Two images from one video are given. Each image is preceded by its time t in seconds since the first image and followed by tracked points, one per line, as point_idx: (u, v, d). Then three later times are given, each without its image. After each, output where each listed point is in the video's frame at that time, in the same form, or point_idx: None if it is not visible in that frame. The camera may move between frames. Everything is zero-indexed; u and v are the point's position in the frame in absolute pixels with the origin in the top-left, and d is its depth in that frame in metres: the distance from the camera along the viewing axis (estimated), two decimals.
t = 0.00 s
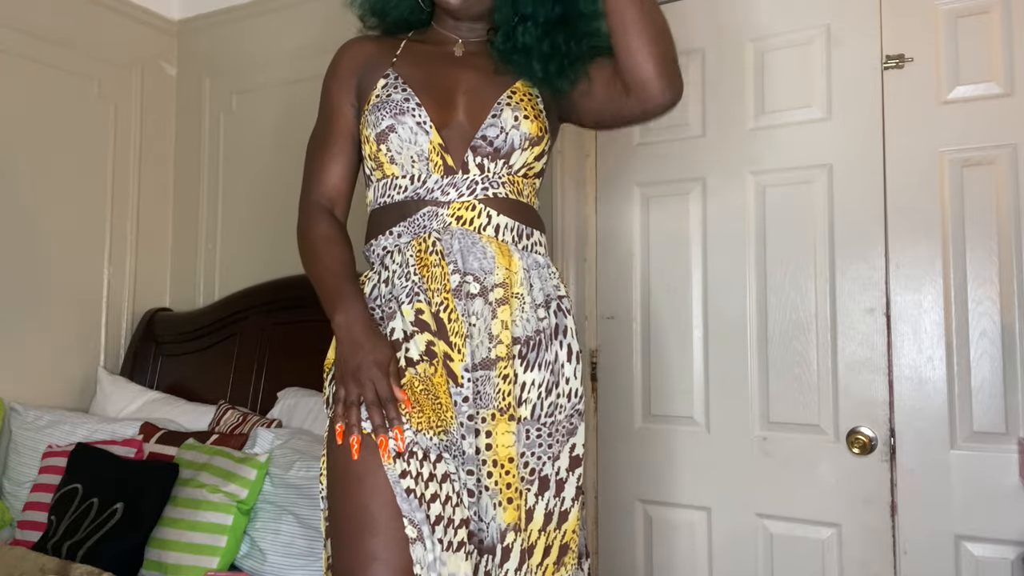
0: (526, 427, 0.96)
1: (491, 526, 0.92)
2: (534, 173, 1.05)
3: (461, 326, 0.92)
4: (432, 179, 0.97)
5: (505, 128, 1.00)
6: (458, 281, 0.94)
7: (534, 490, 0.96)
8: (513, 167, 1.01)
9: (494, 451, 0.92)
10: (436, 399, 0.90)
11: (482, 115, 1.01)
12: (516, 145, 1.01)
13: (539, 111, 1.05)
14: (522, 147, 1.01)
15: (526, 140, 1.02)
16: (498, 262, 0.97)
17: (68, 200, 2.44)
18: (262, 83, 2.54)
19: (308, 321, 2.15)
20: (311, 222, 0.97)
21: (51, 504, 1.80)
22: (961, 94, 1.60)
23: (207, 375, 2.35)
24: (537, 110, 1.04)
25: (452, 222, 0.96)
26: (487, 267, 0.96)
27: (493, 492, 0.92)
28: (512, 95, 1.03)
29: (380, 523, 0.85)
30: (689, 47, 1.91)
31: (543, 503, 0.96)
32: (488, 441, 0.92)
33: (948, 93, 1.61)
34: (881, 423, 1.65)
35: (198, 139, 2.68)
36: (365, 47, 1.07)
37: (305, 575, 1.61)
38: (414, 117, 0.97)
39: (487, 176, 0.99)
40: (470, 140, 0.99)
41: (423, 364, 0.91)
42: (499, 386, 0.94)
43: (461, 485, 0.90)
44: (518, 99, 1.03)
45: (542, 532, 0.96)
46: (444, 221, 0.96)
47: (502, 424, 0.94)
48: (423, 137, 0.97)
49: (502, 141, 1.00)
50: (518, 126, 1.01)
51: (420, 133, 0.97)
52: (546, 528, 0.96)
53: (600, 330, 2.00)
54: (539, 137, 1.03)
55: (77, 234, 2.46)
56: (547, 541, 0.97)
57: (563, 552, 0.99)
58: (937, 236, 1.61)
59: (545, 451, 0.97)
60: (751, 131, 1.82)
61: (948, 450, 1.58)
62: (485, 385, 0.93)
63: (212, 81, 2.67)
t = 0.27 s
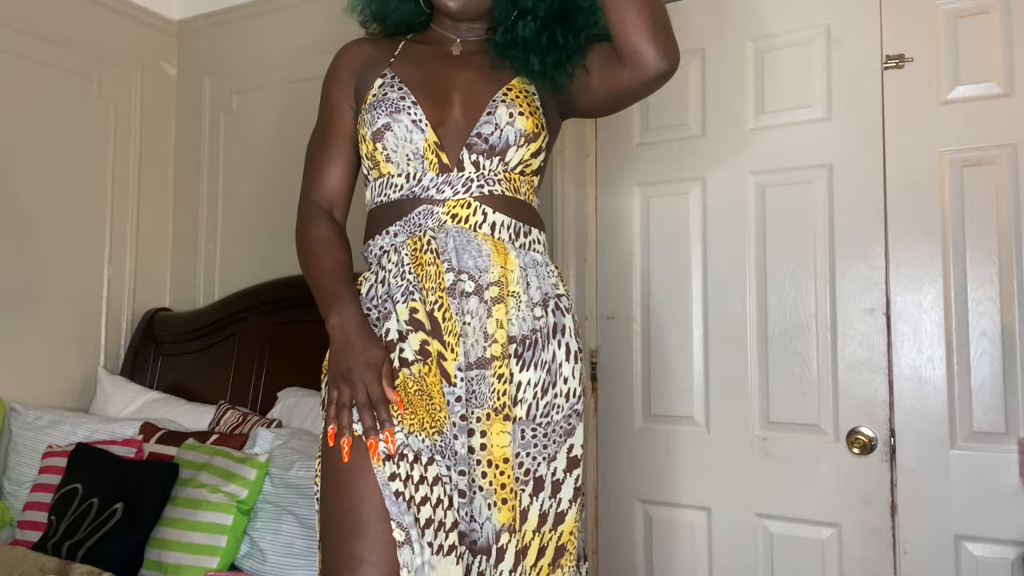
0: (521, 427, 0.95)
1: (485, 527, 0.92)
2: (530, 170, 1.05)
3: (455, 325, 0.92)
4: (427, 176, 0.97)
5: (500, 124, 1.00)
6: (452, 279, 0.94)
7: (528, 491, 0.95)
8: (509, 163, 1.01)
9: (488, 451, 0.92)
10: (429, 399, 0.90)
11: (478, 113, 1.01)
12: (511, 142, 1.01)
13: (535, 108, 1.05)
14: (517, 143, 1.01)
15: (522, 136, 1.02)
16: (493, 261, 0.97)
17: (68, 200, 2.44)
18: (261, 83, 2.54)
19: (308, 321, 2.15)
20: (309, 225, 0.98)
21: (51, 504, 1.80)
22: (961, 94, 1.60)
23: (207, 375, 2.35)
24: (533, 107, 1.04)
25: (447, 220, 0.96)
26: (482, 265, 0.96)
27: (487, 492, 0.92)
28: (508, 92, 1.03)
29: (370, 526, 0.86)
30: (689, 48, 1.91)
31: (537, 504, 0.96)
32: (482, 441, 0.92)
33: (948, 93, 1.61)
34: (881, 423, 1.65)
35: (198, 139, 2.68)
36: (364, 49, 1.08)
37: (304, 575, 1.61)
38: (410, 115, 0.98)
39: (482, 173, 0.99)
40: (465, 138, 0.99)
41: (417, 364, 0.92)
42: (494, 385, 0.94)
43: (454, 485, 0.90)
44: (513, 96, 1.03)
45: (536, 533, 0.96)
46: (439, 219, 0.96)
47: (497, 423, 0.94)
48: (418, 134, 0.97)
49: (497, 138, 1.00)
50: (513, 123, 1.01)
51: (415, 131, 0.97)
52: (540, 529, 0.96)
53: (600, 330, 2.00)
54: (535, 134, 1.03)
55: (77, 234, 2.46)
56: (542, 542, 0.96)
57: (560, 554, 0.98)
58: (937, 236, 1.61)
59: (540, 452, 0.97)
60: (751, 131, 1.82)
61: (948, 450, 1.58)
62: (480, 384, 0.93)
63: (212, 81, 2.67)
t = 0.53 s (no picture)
0: (518, 427, 0.95)
1: (483, 528, 0.92)
2: (528, 170, 1.04)
3: (452, 325, 0.92)
4: (425, 176, 0.97)
5: (497, 124, 1.00)
6: (450, 279, 0.94)
7: (526, 492, 0.95)
8: (507, 163, 1.01)
9: (487, 451, 0.92)
10: (426, 400, 0.91)
11: (475, 113, 1.01)
12: (509, 141, 1.00)
13: (533, 108, 1.05)
14: (515, 143, 1.01)
15: (519, 136, 1.02)
16: (492, 260, 0.97)
17: (68, 200, 2.44)
18: (261, 83, 2.54)
19: (308, 321, 2.15)
20: (308, 228, 0.98)
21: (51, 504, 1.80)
22: (960, 95, 1.60)
23: (207, 375, 2.35)
24: (531, 107, 1.04)
25: (445, 220, 0.96)
26: (481, 265, 0.96)
27: (485, 494, 0.92)
28: (506, 93, 1.03)
29: (370, 531, 0.86)
30: (689, 47, 1.91)
31: (535, 506, 0.96)
32: (481, 441, 0.92)
33: (948, 93, 1.62)
34: (881, 423, 1.65)
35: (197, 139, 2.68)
36: (360, 52, 1.08)
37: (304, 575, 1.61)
38: (406, 115, 0.98)
39: (480, 172, 0.98)
40: (463, 138, 0.99)
41: (414, 365, 0.91)
42: (492, 386, 0.94)
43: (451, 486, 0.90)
44: (511, 96, 1.03)
45: (535, 535, 0.96)
46: (436, 219, 0.96)
47: (495, 424, 0.94)
48: (415, 134, 0.97)
49: (495, 138, 1.00)
50: (510, 122, 1.01)
51: (412, 131, 0.97)
52: (539, 530, 0.96)
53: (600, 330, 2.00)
54: (533, 134, 1.03)
55: (77, 234, 2.46)
56: (541, 543, 0.96)
57: (559, 555, 0.98)
58: (937, 236, 1.61)
59: (539, 452, 0.96)
60: (751, 131, 1.82)
61: (948, 450, 1.58)
62: (478, 384, 0.93)
63: (212, 81, 2.67)
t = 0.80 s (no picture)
0: (519, 428, 0.95)
1: (484, 530, 0.92)
2: (528, 169, 1.04)
3: (452, 327, 0.93)
4: (425, 176, 0.97)
5: (498, 124, 1.00)
6: (449, 280, 0.94)
7: (527, 493, 0.95)
8: (507, 163, 1.01)
9: (487, 452, 0.93)
10: (425, 401, 0.91)
11: (476, 113, 1.01)
12: (509, 142, 1.00)
13: (534, 108, 1.04)
14: (515, 143, 1.01)
15: (520, 136, 1.01)
16: (491, 260, 0.96)
17: (67, 200, 2.43)
18: (261, 83, 2.54)
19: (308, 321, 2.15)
20: (305, 228, 0.98)
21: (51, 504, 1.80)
22: (960, 95, 1.60)
23: (207, 375, 2.35)
24: (532, 106, 1.04)
25: (444, 220, 0.96)
26: (481, 266, 0.96)
27: (486, 495, 0.92)
28: (506, 92, 1.03)
29: (371, 533, 0.86)
30: (689, 47, 1.91)
31: (536, 506, 0.96)
32: (481, 442, 0.92)
33: (948, 93, 1.61)
34: (881, 423, 1.65)
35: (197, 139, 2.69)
36: (357, 52, 1.08)
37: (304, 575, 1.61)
38: (406, 115, 0.98)
39: (480, 172, 0.98)
40: (463, 137, 0.99)
41: (414, 366, 0.92)
42: (493, 386, 0.94)
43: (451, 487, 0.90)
44: (512, 96, 1.03)
45: (536, 536, 0.96)
46: (436, 219, 0.96)
47: (495, 425, 0.94)
48: (415, 134, 0.97)
49: (495, 138, 0.99)
50: (511, 122, 1.01)
51: (412, 130, 0.97)
52: (540, 531, 0.96)
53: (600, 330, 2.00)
54: (534, 134, 1.03)
55: (77, 234, 2.46)
56: (542, 544, 0.96)
57: (561, 555, 0.98)
58: (937, 236, 1.61)
59: (539, 453, 0.96)
60: (751, 131, 1.82)
61: (948, 450, 1.58)
62: (477, 385, 0.93)
63: (212, 81, 2.67)
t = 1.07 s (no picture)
0: (519, 429, 0.95)
1: (484, 531, 0.92)
2: (528, 170, 1.04)
3: (451, 328, 0.92)
4: (424, 177, 0.97)
5: (498, 125, 1.00)
6: (449, 281, 0.94)
7: (528, 494, 0.95)
8: (507, 164, 1.01)
9: (487, 454, 0.92)
10: (424, 402, 0.91)
11: (475, 114, 1.01)
12: (509, 142, 1.00)
13: (534, 108, 1.04)
14: (515, 144, 1.01)
15: (520, 137, 1.01)
16: (491, 261, 0.96)
17: (68, 200, 2.43)
18: (261, 83, 2.54)
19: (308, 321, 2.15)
20: (300, 230, 0.98)
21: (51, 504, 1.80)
22: (960, 94, 1.60)
23: (207, 375, 2.35)
24: (532, 107, 1.04)
25: (444, 221, 0.96)
26: (480, 267, 0.95)
27: (486, 496, 0.92)
28: (506, 93, 1.03)
29: (372, 534, 0.86)
30: (689, 48, 1.91)
31: (538, 507, 0.96)
32: (481, 443, 0.92)
33: (948, 93, 1.61)
34: (881, 423, 1.65)
35: (197, 139, 2.69)
36: (355, 53, 1.07)
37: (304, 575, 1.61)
38: (405, 116, 0.98)
39: (479, 174, 0.98)
40: (462, 138, 0.99)
41: (412, 367, 0.92)
42: (493, 388, 0.94)
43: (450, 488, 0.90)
44: (512, 96, 1.03)
45: (538, 537, 0.95)
46: (435, 220, 0.96)
47: (495, 426, 0.94)
48: (414, 135, 0.97)
49: (495, 139, 1.00)
50: (511, 123, 1.01)
51: (411, 132, 0.97)
52: (542, 532, 0.96)
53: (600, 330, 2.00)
54: (534, 134, 1.03)
55: (77, 234, 2.46)
56: (544, 545, 0.96)
57: (563, 556, 0.98)
58: (937, 236, 1.61)
59: (540, 454, 0.96)
60: (751, 131, 1.82)
61: (948, 450, 1.58)
62: (477, 387, 0.93)
63: (212, 82, 2.67)
